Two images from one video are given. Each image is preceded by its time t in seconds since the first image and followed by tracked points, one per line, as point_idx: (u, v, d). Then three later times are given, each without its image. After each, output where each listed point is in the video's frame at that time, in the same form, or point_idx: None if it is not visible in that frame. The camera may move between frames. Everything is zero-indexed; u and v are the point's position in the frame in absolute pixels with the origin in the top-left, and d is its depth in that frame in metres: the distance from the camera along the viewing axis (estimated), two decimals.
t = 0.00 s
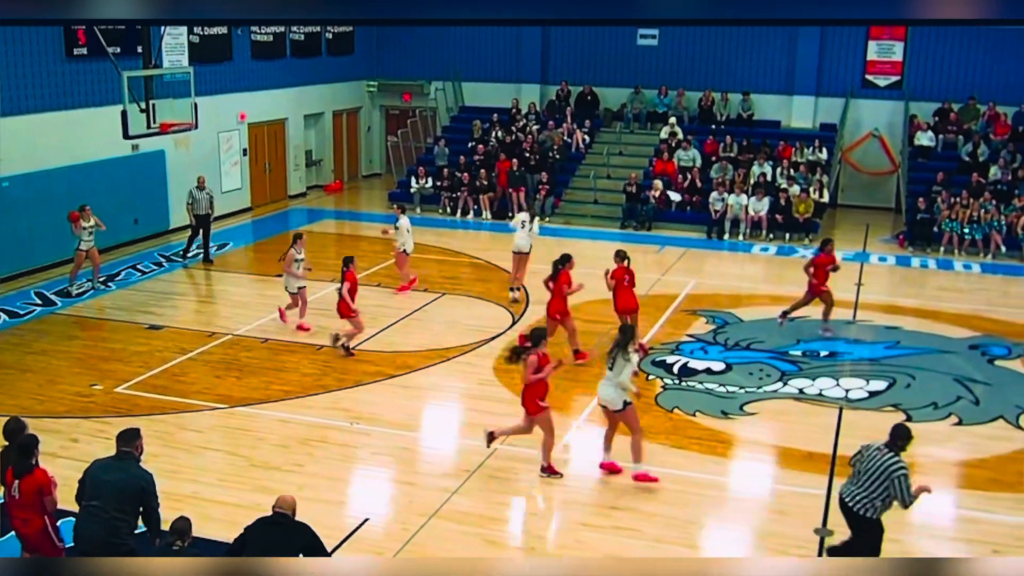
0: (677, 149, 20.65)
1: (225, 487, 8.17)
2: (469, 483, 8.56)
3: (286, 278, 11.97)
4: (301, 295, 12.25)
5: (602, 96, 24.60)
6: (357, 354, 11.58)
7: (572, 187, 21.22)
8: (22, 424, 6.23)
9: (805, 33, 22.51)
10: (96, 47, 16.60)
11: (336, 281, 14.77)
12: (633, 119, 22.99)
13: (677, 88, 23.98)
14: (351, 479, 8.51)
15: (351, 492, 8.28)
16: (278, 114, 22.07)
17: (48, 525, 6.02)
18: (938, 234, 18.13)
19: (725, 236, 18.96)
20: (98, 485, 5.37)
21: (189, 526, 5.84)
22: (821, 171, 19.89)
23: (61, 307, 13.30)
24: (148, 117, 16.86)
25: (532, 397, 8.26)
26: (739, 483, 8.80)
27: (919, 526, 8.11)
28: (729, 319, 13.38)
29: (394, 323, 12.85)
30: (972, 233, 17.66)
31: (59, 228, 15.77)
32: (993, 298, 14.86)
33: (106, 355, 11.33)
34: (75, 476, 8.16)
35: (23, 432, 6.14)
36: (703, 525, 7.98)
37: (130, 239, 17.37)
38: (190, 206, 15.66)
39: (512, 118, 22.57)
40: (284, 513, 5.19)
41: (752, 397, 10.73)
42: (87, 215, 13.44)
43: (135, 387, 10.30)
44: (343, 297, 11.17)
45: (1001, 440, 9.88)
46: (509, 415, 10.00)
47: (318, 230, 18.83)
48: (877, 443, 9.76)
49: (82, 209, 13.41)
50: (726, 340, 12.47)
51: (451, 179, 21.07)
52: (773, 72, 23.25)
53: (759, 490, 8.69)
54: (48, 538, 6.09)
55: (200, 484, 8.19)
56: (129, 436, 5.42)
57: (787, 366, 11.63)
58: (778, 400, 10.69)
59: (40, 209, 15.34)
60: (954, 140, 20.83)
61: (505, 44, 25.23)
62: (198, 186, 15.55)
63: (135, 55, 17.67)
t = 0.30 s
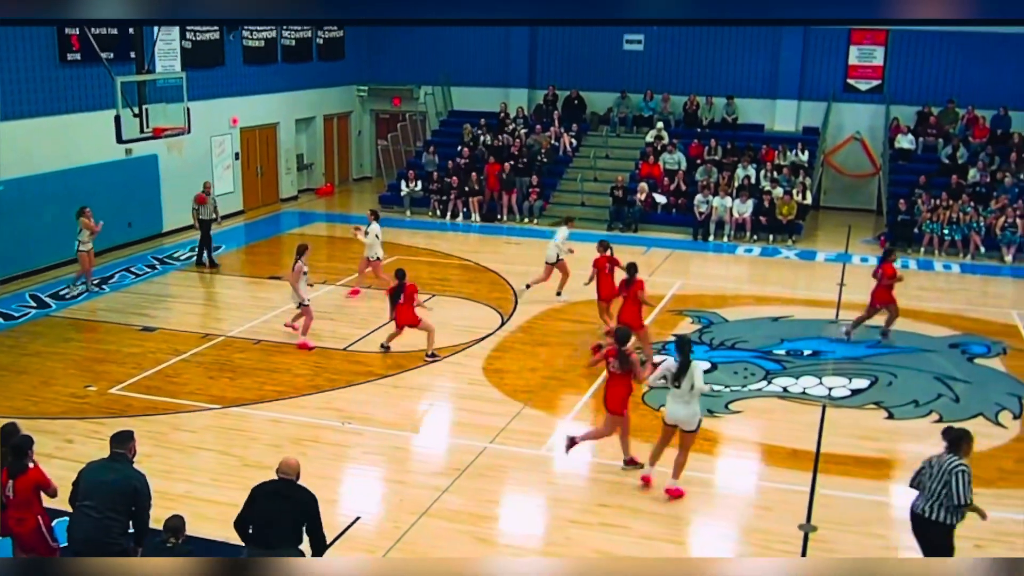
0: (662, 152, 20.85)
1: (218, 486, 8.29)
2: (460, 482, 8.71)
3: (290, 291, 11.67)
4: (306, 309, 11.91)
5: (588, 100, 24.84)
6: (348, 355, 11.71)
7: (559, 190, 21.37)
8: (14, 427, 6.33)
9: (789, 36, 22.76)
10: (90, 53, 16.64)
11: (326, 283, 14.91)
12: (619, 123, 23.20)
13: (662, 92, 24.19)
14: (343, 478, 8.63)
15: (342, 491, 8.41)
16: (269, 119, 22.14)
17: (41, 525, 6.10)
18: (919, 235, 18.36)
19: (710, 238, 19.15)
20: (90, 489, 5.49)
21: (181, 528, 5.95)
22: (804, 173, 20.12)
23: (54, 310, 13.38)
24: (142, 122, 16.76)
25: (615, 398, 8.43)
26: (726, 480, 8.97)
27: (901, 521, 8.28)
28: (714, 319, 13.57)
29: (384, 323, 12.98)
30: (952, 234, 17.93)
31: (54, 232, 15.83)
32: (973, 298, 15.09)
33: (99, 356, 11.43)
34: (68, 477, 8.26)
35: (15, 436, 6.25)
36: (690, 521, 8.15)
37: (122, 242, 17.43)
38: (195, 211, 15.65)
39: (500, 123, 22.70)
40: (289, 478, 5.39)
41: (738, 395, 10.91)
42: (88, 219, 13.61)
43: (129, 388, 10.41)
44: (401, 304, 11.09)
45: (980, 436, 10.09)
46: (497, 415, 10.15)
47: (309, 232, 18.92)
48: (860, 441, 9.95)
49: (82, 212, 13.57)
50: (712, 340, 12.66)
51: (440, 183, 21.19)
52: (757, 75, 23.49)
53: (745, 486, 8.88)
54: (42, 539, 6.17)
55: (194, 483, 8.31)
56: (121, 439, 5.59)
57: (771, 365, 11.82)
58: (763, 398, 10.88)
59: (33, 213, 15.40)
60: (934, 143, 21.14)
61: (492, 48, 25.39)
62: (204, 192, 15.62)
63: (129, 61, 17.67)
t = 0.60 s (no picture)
0: (651, 155, 20.96)
1: (212, 487, 8.36)
2: (452, 481, 8.80)
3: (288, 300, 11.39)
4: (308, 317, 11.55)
5: (577, 104, 24.99)
6: (341, 356, 11.79)
7: (549, 192, 21.47)
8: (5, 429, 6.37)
9: (776, 40, 22.94)
10: (83, 57, 16.66)
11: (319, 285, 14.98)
12: (609, 126, 23.34)
13: (651, 95, 24.32)
14: (336, 478, 8.71)
15: (334, 491, 8.49)
16: (262, 122, 22.16)
17: (36, 525, 6.16)
18: (904, 237, 18.52)
19: (699, 240, 19.28)
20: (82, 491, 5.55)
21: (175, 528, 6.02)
22: (792, 176, 20.28)
23: (48, 312, 13.42)
24: (136, 125, 16.92)
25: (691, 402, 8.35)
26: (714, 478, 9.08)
27: (887, 519, 8.40)
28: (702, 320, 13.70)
29: (375, 325, 13.07)
30: (937, 235, 18.10)
31: (46, 235, 15.84)
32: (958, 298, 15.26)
33: (92, 358, 11.49)
34: (62, 478, 8.30)
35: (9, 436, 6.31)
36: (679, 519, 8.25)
37: (114, 245, 17.45)
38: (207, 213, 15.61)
39: (490, 126, 22.78)
40: (295, 468, 5.50)
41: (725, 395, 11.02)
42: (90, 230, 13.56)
43: (123, 390, 10.46)
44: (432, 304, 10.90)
45: (965, 434, 10.23)
46: (488, 415, 10.24)
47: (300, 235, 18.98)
48: (847, 440, 10.08)
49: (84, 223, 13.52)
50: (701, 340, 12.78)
51: (431, 185, 21.27)
52: (745, 78, 23.62)
53: (734, 484, 9.00)
54: (36, 540, 6.22)
55: (188, 483, 8.38)
56: (113, 439, 5.62)
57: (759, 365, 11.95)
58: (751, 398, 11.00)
59: (26, 217, 15.43)
60: (919, 145, 21.34)
61: (482, 51, 25.49)
62: (215, 195, 15.60)
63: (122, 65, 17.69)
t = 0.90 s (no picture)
0: (642, 156, 21.03)
1: (205, 488, 8.38)
2: (444, 481, 8.83)
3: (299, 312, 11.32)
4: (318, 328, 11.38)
5: (569, 105, 25.05)
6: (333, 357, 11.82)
7: (541, 193, 21.52)
8: None
9: (767, 41, 23.03)
10: (75, 59, 16.64)
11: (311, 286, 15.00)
12: (600, 127, 23.41)
13: (643, 97, 24.38)
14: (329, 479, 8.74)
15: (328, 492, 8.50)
16: (253, 124, 22.15)
17: (29, 526, 6.19)
18: (894, 237, 18.62)
19: (690, 241, 19.35)
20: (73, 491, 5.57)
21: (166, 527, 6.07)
22: (782, 177, 20.34)
23: (41, 314, 13.42)
24: (127, 127, 16.96)
25: (754, 395, 8.71)
26: (705, 478, 9.13)
27: (878, 518, 8.47)
28: (693, 320, 13.77)
29: (368, 326, 13.10)
30: (926, 235, 18.22)
31: (38, 237, 15.83)
32: (947, 298, 15.37)
33: (84, 360, 11.48)
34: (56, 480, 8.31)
35: None
36: (671, 519, 8.30)
37: (106, 247, 17.44)
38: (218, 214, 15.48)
39: (481, 128, 22.83)
40: (296, 463, 5.54)
41: (716, 395, 11.08)
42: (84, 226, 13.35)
43: (116, 392, 10.47)
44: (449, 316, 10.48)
45: (954, 433, 10.31)
46: (480, 416, 10.28)
47: (293, 236, 18.99)
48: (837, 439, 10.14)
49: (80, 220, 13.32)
50: (692, 340, 12.83)
51: (424, 187, 21.32)
52: (736, 79, 23.69)
53: (725, 483, 9.05)
54: (29, 541, 6.26)
55: (181, 484, 8.40)
56: (98, 437, 5.53)
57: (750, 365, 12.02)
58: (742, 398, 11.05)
59: (18, 218, 15.42)
60: (908, 146, 21.46)
61: (473, 52, 25.52)
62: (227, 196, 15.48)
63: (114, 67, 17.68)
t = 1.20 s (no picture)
0: (632, 156, 21.06)
1: (195, 490, 8.35)
2: (435, 482, 8.81)
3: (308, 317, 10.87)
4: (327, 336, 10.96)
5: (558, 105, 25.05)
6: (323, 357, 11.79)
7: (531, 193, 21.52)
8: None
9: (755, 41, 23.09)
10: (63, 59, 16.56)
11: (301, 287, 14.96)
12: (589, 127, 23.44)
13: (632, 97, 24.43)
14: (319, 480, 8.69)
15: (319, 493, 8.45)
16: (242, 125, 22.09)
17: (17, 530, 6.13)
18: (883, 236, 18.71)
19: (679, 240, 19.39)
20: (59, 494, 5.53)
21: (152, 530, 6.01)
22: (771, 176, 20.37)
23: (29, 315, 13.35)
24: (115, 128, 17.01)
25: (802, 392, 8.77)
26: (695, 478, 9.14)
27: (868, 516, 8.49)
28: (684, 319, 13.78)
29: (358, 326, 13.07)
30: (914, 235, 18.30)
31: (26, 238, 15.76)
32: (936, 296, 15.43)
33: (72, 361, 11.42)
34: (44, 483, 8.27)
35: None
36: (661, 518, 8.31)
37: (95, 248, 17.38)
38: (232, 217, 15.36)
39: (470, 128, 22.83)
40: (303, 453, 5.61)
41: (706, 394, 11.09)
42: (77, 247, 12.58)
43: (104, 393, 10.43)
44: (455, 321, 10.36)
45: (943, 431, 10.35)
46: (470, 416, 10.27)
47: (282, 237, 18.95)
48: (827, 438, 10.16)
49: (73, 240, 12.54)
50: (682, 340, 12.84)
51: (413, 187, 21.30)
52: (725, 79, 23.75)
53: (715, 482, 9.07)
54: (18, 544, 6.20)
55: (170, 486, 8.36)
56: (75, 435, 5.51)
57: (740, 364, 12.04)
58: (732, 397, 11.07)
59: (6, 219, 15.35)
60: (896, 146, 21.53)
61: (463, 52, 25.51)
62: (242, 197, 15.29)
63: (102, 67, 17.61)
